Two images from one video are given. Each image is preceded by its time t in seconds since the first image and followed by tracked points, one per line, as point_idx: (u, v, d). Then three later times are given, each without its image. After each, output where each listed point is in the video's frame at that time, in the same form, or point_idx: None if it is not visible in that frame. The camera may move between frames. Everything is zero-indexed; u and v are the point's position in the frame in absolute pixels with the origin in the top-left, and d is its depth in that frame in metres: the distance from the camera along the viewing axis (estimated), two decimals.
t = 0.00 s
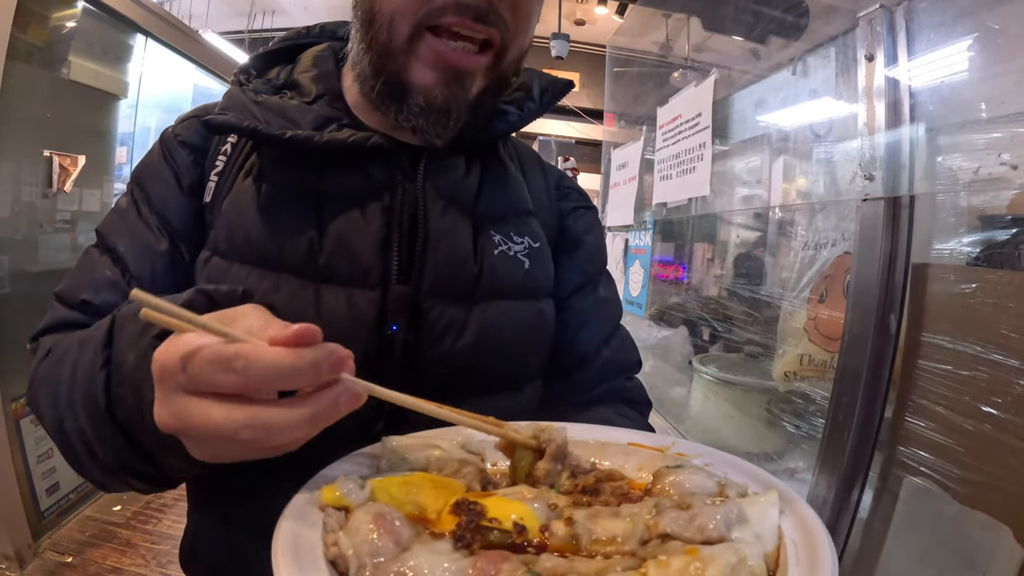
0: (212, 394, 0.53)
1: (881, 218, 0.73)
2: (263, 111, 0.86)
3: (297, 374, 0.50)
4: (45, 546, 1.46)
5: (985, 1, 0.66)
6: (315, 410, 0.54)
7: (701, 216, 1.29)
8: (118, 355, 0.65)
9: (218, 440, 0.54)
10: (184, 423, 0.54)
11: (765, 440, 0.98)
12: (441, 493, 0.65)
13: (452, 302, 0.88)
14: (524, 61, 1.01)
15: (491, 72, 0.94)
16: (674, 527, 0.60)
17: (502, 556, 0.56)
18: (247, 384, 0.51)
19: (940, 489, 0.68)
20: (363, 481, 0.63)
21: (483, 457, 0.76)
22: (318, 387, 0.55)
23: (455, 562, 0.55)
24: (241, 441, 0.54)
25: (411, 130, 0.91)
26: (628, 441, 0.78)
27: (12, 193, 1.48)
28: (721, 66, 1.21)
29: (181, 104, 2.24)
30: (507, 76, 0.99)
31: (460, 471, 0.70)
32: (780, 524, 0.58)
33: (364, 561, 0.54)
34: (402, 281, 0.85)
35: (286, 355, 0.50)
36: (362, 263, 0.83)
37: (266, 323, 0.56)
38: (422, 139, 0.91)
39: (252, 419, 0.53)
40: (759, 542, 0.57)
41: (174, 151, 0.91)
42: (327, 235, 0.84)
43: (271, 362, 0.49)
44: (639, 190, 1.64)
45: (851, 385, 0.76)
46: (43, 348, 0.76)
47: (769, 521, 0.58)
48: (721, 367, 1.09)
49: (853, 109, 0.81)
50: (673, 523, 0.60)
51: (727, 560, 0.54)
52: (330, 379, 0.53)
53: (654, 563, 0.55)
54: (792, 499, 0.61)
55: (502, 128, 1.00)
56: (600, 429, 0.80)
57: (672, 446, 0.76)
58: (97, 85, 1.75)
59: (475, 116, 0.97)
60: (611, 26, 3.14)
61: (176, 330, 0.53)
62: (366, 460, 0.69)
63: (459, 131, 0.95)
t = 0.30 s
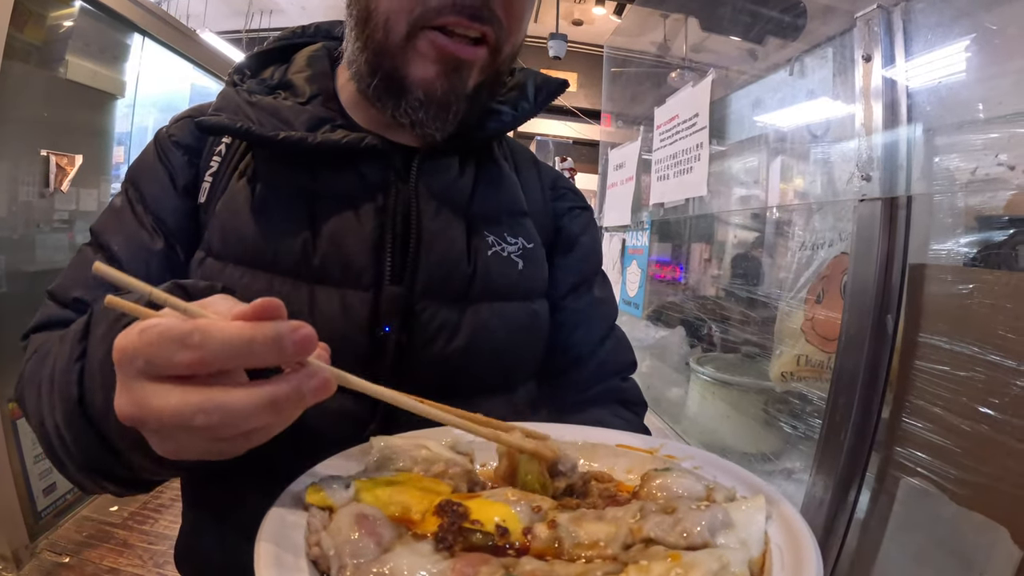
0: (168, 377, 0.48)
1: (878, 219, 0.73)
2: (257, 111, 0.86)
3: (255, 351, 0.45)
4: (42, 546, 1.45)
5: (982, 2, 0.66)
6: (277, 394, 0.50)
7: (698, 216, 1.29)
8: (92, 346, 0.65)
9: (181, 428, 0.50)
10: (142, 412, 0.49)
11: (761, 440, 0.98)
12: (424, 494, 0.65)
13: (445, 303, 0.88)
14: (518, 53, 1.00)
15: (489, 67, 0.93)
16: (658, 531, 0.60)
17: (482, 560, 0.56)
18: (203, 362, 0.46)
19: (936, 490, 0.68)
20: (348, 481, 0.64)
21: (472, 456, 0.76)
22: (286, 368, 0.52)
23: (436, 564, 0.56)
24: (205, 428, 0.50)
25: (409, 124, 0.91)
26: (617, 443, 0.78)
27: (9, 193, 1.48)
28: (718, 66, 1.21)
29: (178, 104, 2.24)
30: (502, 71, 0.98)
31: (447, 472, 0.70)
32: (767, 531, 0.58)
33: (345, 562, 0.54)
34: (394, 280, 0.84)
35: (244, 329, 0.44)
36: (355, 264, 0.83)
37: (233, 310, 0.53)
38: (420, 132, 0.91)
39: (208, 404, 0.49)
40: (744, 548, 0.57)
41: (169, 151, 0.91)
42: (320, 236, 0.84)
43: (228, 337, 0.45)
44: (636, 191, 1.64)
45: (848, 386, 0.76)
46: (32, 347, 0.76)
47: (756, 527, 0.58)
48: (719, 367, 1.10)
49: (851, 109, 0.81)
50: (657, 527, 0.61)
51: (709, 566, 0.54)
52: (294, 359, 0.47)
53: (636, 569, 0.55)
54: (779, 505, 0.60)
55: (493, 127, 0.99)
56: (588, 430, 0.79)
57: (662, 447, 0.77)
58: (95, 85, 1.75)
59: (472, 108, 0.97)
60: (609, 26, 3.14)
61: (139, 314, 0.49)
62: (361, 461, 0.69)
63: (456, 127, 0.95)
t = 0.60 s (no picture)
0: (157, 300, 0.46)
1: (878, 219, 0.73)
2: (260, 110, 0.86)
3: (246, 282, 0.42)
4: (42, 546, 1.45)
5: (981, 3, 0.66)
6: (262, 333, 0.45)
7: (698, 217, 1.29)
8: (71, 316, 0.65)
9: (154, 358, 0.46)
10: (119, 338, 0.46)
11: (761, 440, 0.98)
12: (430, 498, 0.64)
13: (450, 307, 0.88)
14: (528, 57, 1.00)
15: (499, 77, 0.94)
16: (662, 538, 0.60)
17: (490, 564, 0.57)
18: (196, 287, 0.44)
19: (936, 490, 0.68)
20: (353, 486, 0.63)
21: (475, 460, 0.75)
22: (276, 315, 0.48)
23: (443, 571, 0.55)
24: (179, 359, 0.46)
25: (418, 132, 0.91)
26: (622, 448, 0.78)
27: (9, 193, 1.48)
28: (718, 67, 1.21)
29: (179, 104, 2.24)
30: (512, 79, 0.99)
31: (452, 474, 0.70)
32: (771, 538, 0.58)
33: (351, 567, 0.54)
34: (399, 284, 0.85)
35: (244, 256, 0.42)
36: (359, 266, 0.83)
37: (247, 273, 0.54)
38: (431, 142, 0.91)
39: (190, 330, 0.45)
40: (747, 556, 0.57)
41: (171, 151, 0.91)
42: (325, 239, 0.84)
43: (225, 263, 0.42)
44: (636, 191, 1.65)
45: (848, 387, 0.76)
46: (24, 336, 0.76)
47: (759, 535, 0.58)
48: (719, 367, 1.10)
49: (851, 110, 0.82)
50: (662, 534, 0.60)
51: (714, 573, 0.54)
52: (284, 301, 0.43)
53: None
54: (783, 514, 0.61)
55: (503, 131, 1.00)
56: (591, 436, 0.80)
57: (663, 453, 0.77)
58: (95, 85, 1.75)
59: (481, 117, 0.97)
60: (609, 27, 3.14)
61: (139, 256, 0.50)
62: (363, 463, 0.69)
63: (468, 133, 0.96)
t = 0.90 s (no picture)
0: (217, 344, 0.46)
1: (880, 219, 0.74)
2: (269, 108, 0.86)
3: (314, 343, 0.45)
4: (44, 544, 1.45)
5: (984, 3, 0.66)
6: (318, 390, 0.47)
7: (700, 217, 1.29)
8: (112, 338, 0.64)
9: (210, 400, 0.47)
10: (176, 374, 0.47)
11: (763, 441, 0.98)
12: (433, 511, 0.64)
13: (460, 311, 0.88)
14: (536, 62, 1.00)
15: (507, 86, 0.94)
16: (670, 544, 0.61)
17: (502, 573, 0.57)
18: (258, 343, 0.45)
19: (939, 490, 0.68)
20: (354, 498, 0.62)
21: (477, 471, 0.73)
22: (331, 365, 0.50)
23: None
24: (236, 404, 0.47)
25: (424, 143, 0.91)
26: (622, 448, 0.77)
27: (12, 192, 1.48)
28: (722, 67, 1.21)
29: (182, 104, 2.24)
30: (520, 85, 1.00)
31: (451, 486, 0.71)
32: (777, 539, 0.58)
33: None
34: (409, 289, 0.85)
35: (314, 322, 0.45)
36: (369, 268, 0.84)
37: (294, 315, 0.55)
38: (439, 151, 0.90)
39: (249, 379, 0.46)
40: (755, 559, 0.57)
41: (178, 147, 0.91)
42: (333, 241, 0.84)
43: (295, 325, 0.45)
44: (639, 192, 1.65)
45: (850, 387, 0.76)
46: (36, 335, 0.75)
47: (765, 537, 0.58)
48: (721, 368, 1.10)
49: (854, 110, 0.82)
50: (668, 540, 0.61)
51: None
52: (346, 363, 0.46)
53: None
54: (789, 514, 0.60)
55: (515, 134, 1.01)
56: (590, 437, 0.79)
57: (665, 453, 0.77)
58: (98, 85, 1.76)
59: (488, 124, 0.99)
60: (612, 26, 3.14)
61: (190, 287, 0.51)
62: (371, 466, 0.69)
63: (476, 140, 0.97)
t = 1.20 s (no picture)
0: (199, 325, 0.44)
1: (880, 219, 0.73)
2: (274, 105, 0.86)
3: (297, 320, 0.42)
4: (44, 544, 1.45)
5: (985, 3, 0.66)
6: (307, 367, 0.45)
7: (700, 217, 1.29)
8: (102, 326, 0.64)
9: (194, 385, 0.45)
10: (160, 359, 0.45)
11: (763, 441, 0.98)
12: (427, 512, 0.65)
13: (467, 312, 0.88)
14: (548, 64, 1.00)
15: (516, 84, 0.94)
16: (662, 546, 0.61)
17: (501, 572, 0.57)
18: (240, 319, 0.43)
19: (938, 490, 0.68)
20: (349, 502, 0.63)
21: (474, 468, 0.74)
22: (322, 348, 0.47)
23: None
24: (219, 387, 0.45)
25: (438, 137, 0.91)
26: (621, 449, 0.77)
27: (12, 191, 1.48)
28: (722, 67, 1.21)
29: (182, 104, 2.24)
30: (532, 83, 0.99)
31: (450, 486, 0.69)
32: (772, 540, 0.58)
33: None
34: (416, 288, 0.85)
35: (296, 294, 0.43)
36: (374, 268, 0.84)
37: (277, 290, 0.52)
38: (451, 145, 0.91)
39: (234, 359, 0.44)
40: (750, 560, 0.57)
41: (180, 145, 0.90)
42: (339, 240, 0.85)
43: (277, 299, 0.42)
44: (639, 191, 1.65)
45: (850, 386, 0.76)
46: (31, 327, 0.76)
47: (761, 539, 0.58)
48: (721, 367, 1.10)
49: (854, 110, 0.82)
50: (662, 541, 0.62)
51: None
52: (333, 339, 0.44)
53: None
54: (786, 514, 0.60)
55: (521, 134, 1.01)
56: (588, 437, 0.79)
57: (665, 453, 0.77)
58: (98, 84, 1.76)
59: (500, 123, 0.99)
60: (612, 26, 3.13)
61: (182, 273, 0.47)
62: (374, 466, 0.69)
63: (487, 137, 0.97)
